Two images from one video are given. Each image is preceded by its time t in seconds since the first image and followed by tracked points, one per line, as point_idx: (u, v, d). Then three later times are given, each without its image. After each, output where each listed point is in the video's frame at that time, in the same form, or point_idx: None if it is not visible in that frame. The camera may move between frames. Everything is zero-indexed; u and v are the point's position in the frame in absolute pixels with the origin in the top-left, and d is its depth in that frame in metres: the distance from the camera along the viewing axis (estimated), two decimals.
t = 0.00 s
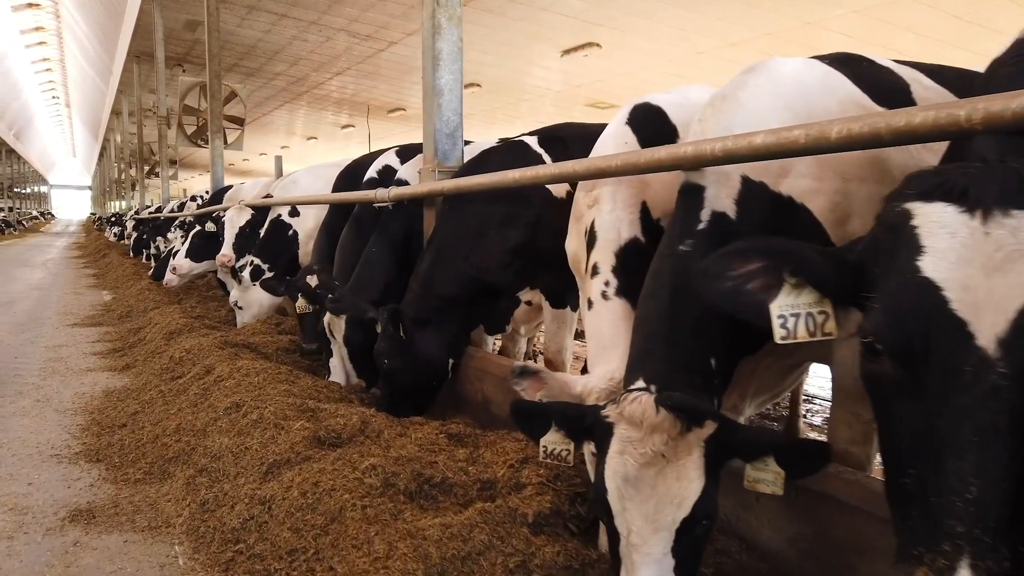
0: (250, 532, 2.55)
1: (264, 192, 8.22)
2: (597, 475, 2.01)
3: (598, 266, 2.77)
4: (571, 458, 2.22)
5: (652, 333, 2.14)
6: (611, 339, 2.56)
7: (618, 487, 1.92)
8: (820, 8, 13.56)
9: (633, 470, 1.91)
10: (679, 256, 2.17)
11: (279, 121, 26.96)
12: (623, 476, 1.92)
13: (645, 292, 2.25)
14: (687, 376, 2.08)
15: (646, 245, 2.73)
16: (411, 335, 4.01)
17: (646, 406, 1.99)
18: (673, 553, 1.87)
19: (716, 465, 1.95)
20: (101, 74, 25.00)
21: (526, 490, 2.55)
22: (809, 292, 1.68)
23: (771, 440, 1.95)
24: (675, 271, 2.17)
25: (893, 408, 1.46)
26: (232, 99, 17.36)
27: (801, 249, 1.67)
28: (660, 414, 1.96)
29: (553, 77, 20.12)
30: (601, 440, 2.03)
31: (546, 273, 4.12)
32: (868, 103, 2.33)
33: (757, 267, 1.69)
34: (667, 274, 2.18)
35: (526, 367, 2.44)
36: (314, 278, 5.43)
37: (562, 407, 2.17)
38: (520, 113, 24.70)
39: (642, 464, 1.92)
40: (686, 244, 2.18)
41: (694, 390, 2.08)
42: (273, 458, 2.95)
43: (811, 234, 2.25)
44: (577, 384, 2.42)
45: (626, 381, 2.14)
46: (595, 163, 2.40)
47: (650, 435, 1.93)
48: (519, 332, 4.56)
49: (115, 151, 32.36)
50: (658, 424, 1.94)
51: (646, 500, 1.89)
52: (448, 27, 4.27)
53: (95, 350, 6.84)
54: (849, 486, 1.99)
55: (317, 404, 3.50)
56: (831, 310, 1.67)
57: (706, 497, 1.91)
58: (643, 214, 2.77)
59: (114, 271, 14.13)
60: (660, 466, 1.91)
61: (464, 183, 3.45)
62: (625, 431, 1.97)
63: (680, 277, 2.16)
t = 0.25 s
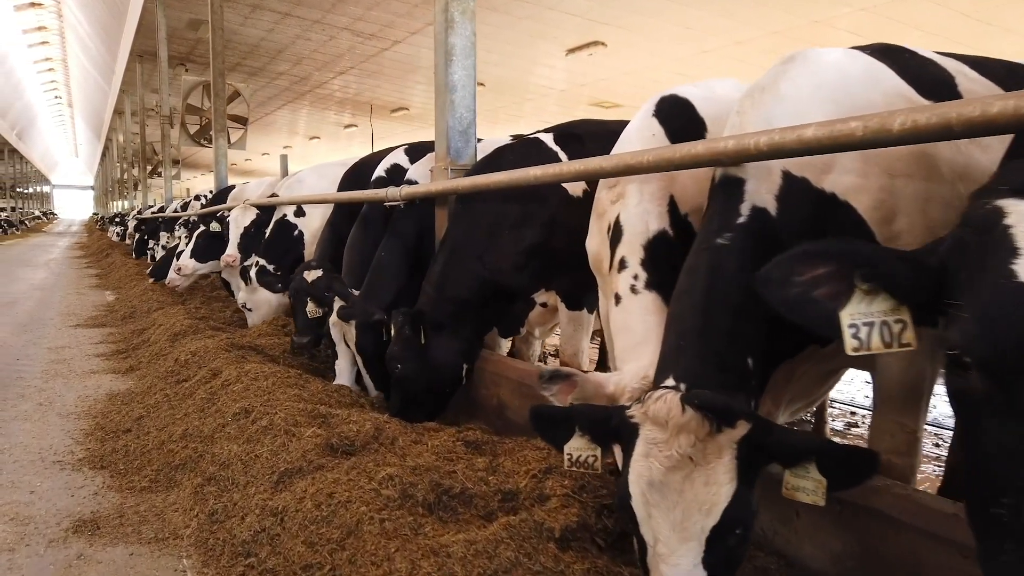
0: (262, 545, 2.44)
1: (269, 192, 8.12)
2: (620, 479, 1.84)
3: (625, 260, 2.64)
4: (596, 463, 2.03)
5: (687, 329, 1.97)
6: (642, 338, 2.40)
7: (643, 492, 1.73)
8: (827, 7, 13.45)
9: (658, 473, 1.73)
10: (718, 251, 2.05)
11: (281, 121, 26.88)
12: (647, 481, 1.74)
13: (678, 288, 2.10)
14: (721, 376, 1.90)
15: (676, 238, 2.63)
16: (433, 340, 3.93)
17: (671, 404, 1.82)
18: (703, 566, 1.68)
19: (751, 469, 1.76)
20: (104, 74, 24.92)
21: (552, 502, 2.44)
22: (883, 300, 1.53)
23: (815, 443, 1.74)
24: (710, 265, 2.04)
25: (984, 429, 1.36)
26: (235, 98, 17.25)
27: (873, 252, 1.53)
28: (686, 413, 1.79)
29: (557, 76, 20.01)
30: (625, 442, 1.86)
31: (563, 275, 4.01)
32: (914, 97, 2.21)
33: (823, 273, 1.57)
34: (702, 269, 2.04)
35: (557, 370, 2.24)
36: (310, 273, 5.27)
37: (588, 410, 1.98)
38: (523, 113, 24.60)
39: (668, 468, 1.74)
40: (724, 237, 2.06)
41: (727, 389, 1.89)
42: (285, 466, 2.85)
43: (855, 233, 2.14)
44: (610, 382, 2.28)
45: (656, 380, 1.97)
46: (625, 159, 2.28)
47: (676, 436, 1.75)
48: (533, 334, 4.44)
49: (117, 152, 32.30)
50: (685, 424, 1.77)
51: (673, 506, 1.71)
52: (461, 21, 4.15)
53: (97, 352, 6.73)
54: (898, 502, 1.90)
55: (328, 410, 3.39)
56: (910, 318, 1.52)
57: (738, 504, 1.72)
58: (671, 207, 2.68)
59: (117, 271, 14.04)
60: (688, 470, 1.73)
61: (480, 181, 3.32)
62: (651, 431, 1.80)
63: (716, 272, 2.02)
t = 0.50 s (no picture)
0: (275, 562, 2.33)
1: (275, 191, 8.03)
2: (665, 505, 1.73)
3: (654, 262, 2.54)
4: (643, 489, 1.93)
5: (728, 339, 1.84)
6: (669, 347, 2.28)
7: (692, 519, 1.62)
8: (834, 6, 13.31)
9: (708, 498, 1.63)
10: (759, 255, 1.93)
11: (284, 121, 26.80)
12: (696, 506, 1.63)
13: (715, 297, 1.96)
14: (766, 389, 1.77)
15: (706, 239, 2.53)
16: (443, 345, 3.80)
17: (717, 425, 1.72)
18: None
19: (806, 491, 1.65)
20: (106, 73, 24.84)
21: (579, 516, 2.33)
22: (977, 311, 1.35)
23: (870, 460, 1.64)
24: (751, 271, 1.91)
25: None
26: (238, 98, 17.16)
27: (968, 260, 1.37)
28: (735, 433, 1.68)
29: (561, 75, 19.90)
30: (667, 464, 1.76)
31: (582, 277, 3.91)
32: (963, 91, 2.09)
33: (909, 280, 1.39)
34: (741, 274, 1.91)
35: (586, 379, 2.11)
36: (308, 262, 5.55)
37: (621, 430, 1.88)
38: (526, 113, 24.50)
39: (718, 492, 1.64)
40: (765, 241, 1.94)
41: (773, 405, 1.76)
42: (297, 477, 2.74)
43: (905, 235, 2.02)
44: (637, 395, 2.17)
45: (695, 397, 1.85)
46: (659, 157, 2.17)
47: (725, 458, 1.65)
48: (549, 338, 4.39)
49: (119, 152, 32.23)
50: (734, 445, 1.66)
51: (726, 534, 1.59)
52: (475, 16, 4.05)
53: (101, 354, 6.63)
54: (956, 521, 1.78)
55: (340, 416, 3.28)
56: (1007, 332, 1.32)
57: (796, 529, 1.60)
58: (702, 206, 2.58)
59: (120, 271, 13.95)
60: (739, 495, 1.62)
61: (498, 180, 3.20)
62: (696, 454, 1.70)
63: (756, 278, 1.89)
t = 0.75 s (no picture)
0: None
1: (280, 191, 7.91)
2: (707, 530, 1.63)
3: (680, 265, 2.37)
4: (683, 511, 1.84)
5: (774, 351, 1.72)
6: (696, 357, 2.15)
7: (737, 546, 1.53)
8: (842, 4, 13.15)
9: (754, 525, 1.53)
10: (805, 259, 1.80)
11: (287, 121, 26.73)
12: (742, 533, 1.53)
13: (755, 303, 1.84)
14: (816, 403, 1.65)
15: (737, 241, 2.38)
16: (462, 351, 3.68)
17: (764, 446, 1.61)
18: None
19: (861, 517, 1.53)
20: (108, 73, 24.77)
21: (608, 532, 2.21)
22: None
23: (933, 486, 1.48)
24: (797, 276, 1.78)
25: None
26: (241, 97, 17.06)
27: None
28: (783, 456, 1.58)
29: (565, 75, 19.78)
30: (709, 486, 1.67)
31: (600, 280, 3.81)
32: (1019, 81, 1.95)
33: (1012, 292, 1.25)
34: (786, 280, 1.78)
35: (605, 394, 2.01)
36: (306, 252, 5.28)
37: (661, 448, 1.80)
38: (530, 112, 24.41)
39: (765, 519, 1.54)
40: (812, 245, 1.81)
41: (827, 422, 1.65)
42: (308, 489, 2.62)
43: (957, 234, 1.92)
44: (659, 409, 2.06)
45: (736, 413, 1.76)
46: (691, 153, 2.05)
47: (774, 483, 1.55)
48: (565, 342, 4.24)
49: (122, 151, 32.17)
50: (784, 468, 1.55)
51: (774, 564, 1.48)
52: (488, 10, 3.92)
53: (103, 356, 6.52)
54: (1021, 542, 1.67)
55: (351, 424, 3.16)
56: None
57: (854, 559, 1.48)
58: (732, 207, 2.43)
59: (123, 271, 13.87)
60: (789, 522, 1.51)
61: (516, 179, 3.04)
62: (741, 477, 1.60)
63: (804, 283, 1.77)
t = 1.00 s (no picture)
0: None
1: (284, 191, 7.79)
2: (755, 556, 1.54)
3: (712, 268, 2.24)
4: (721, 530, 1.73)
5: (827, 365, 1.64)
6: (730, 367, 2.03)
7: None
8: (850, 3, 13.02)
9: (810, 556, 1.43)
10: (859, 265, 1.71)
11: (289, 121, 26.65)
12: (794, 562, 1.44)
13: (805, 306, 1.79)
14: (877, 424, 1.57)
15: (772, 243, 2.24)
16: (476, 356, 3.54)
17: (820, 469, 1.50)
18: None
19: (926, 548, 1.42)
20: (110, 73, 24.67)
21: (638, 553, 2.10)
22: None
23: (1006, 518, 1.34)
24: (850, 284, 1.70)
25: None
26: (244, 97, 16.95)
27: None
28: (842, 481, 1.46)
29: (569, 74, 19.66)
30: (756, 508, 1.57)
31: (617, 282, 3.67)
32: None
33: None
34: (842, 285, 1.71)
35: (639, 408, 1.95)
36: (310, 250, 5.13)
37: (703, 467, 1.69)
38: (533, 112, 24.31)
39: (820, 547, 1.44)
40: (867, 249, 1.72)
41: (889, 443, 1.57)
42: (318, 503, 2.50)
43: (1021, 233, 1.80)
44: (693, 423, 1.96)
45: (784, 431, 1.66)
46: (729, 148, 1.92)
47: (830, 510, 1.45)
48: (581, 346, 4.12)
49: (124, 151, 32.09)
50: (841, 495, 1.44)
51: None
52: (502, 4, 3.80)
53: (106, 360, 6.41)
54: None
55: (362, 433, 3.05)
56: None
57: None
58: (766, 206, 2.29)
59: (125, 272, 13.78)
60: (846, 553, 1.42)
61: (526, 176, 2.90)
62: (793, 501, 1.50)
63: (858, 288, 1.69)
